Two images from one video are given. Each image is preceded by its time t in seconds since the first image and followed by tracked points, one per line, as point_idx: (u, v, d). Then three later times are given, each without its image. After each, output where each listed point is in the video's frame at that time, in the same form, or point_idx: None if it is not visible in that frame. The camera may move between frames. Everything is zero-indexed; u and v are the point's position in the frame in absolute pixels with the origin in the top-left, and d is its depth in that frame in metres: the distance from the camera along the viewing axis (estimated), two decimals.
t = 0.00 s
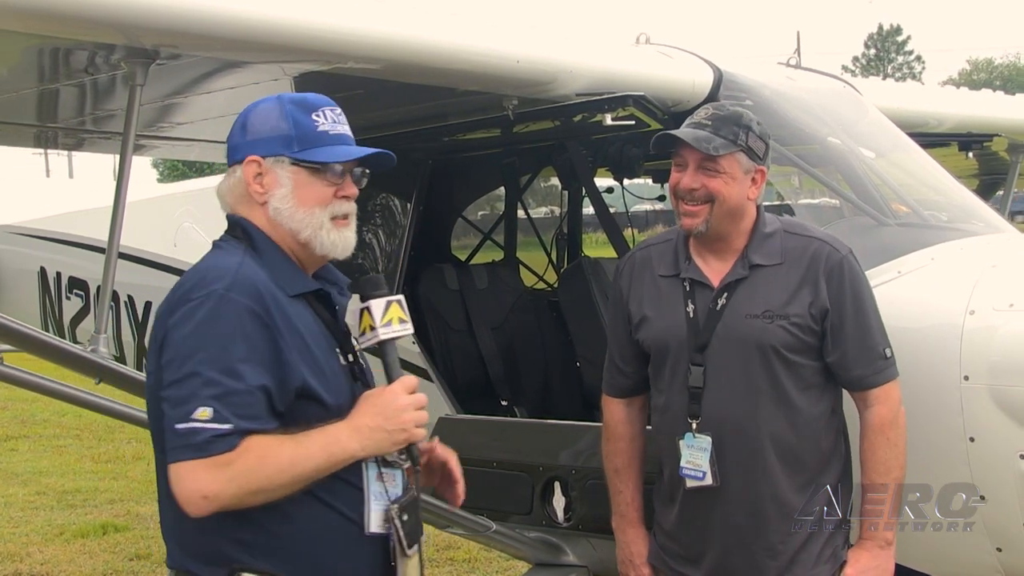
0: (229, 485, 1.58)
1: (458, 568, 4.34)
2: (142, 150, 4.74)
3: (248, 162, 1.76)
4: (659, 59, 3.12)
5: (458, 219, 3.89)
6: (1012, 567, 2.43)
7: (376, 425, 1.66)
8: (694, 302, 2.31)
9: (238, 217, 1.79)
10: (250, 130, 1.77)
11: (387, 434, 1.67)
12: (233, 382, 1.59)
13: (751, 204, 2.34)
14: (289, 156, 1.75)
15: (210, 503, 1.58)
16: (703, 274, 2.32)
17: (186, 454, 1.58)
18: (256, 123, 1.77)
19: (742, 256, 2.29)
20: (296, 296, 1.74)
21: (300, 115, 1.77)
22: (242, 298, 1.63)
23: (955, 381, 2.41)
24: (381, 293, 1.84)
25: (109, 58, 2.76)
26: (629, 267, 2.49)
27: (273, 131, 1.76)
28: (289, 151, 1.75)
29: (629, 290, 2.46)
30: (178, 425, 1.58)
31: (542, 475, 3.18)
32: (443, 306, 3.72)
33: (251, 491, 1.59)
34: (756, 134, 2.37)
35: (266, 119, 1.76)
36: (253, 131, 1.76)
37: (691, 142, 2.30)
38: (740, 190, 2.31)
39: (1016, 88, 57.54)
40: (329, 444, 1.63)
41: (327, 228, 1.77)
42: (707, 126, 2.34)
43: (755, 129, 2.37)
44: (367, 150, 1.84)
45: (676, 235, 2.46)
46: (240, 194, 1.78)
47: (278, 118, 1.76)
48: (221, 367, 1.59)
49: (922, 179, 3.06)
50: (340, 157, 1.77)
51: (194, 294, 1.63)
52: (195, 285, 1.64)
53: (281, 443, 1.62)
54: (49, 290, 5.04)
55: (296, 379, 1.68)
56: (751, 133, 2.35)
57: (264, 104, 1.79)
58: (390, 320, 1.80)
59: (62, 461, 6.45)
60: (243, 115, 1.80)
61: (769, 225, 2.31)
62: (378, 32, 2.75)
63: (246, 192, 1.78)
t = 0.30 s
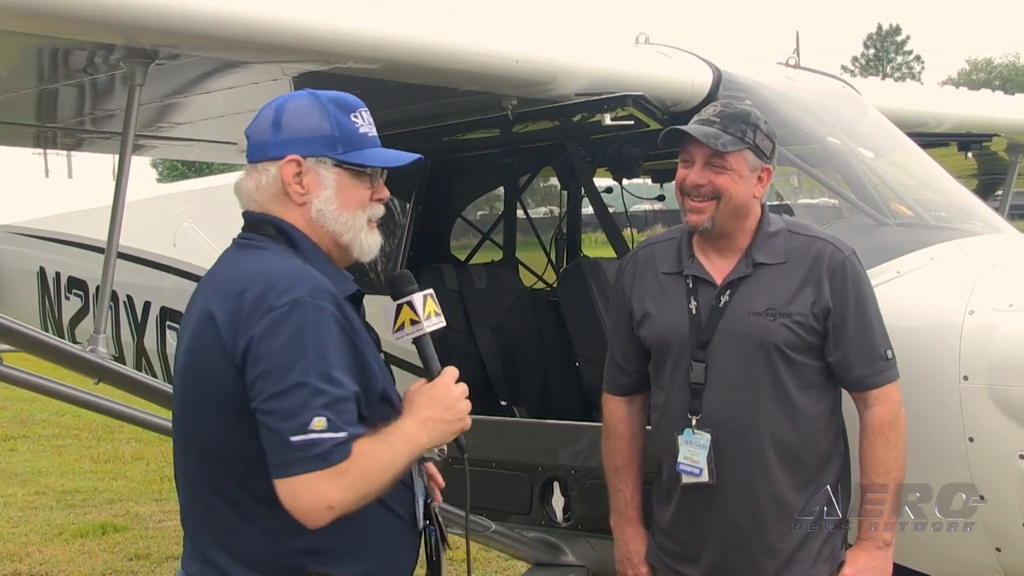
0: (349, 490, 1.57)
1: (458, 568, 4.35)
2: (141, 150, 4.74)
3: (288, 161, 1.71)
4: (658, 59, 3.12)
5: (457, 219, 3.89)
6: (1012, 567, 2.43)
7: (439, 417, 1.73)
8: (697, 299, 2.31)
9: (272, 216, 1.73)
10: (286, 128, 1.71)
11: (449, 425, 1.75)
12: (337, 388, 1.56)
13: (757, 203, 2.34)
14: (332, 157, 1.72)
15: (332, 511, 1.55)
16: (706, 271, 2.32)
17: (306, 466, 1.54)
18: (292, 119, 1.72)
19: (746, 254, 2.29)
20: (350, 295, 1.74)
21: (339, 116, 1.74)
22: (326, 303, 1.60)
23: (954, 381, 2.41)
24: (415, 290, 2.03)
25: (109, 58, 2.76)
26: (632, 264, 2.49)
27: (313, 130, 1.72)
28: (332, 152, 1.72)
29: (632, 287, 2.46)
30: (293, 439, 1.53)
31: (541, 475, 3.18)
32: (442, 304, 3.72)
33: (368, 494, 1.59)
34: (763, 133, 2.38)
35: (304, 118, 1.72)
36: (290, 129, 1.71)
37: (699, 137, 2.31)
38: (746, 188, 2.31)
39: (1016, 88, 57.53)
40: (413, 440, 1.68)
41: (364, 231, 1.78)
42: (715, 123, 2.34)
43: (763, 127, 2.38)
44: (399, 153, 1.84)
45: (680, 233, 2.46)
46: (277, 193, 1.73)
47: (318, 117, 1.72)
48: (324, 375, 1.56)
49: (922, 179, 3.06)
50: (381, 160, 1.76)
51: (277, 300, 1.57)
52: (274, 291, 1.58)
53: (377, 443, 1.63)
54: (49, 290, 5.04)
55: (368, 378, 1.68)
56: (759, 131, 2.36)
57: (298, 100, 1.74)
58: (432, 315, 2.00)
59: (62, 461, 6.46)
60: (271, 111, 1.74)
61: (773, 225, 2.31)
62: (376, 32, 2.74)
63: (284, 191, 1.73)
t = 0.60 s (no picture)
0: (413, 496, 1.62)
1: (458, 568, 4.35)
2: (141, 150, 4.73)
3: (319, 164, 1.68)
4: (658, 59, 3.12)
5: (457, 219, 3.89)
6: (1011, 567, 2.43)
7: (455, 412, 1.81)
8: (697, 296, 2.31)
9: (297, 220, 1.70)
10: (313, 128, 1.68)
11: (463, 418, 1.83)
12: (395, 396, 1.60)
13: (758, 200, 2.34)
14: (360, 160, 1.71)
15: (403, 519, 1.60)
16: (706, 267, 2.32)
17: (379, 476, 1.56)
18: (320, 120, 1.69)
19: (746, 251, 2.29)
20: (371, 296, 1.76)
21: (363, 118, 1.73)
22: (373, 310, 1.62)
23: (954, 381, 2.41)
24: (416, 288, 1.99)
25: (108, 58, 2.76)
26: (633, 262, 2.49)
27: (342, 132, 1.70)
28: (360, 155, 1.71)
29: (633, 284, 2.46)
30: (364, 450, 1.55)
31: (541, 475, 3.18)
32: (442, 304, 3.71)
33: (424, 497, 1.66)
34: (764, 130, 2.38)
35: (331, 119, 1.70)
36: (318, 130, 1.68)
37: (701, 132, 2.31)
38: (747, 184, 2.31)
39: (1016, 88, 57.51)
40: (442, 437, 1.75)
41: (380, 232, 1.79)
42: (717, 118, 2.33)
43: (763, 125, 2.38)
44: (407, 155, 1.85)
45: (680, 231, 2.46)
46: (305, 195, 1.69)
47: (345, 119, 1.71)
48: (383, 385, 1.58)
49: (922, 179, 3.06)
50: (399, 164, 1.77)
51: (331, 310, 1.57)
52: (325, 302, 1.58)
53: (422, 447, 1.70)
54: (48, 290, 5.04)
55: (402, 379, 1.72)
56: (760, 128, 2.36)
57: (322, 100, 1.71)
58: (436, 312, 2.00)
59: (61, 461, 6.46)
60: (293, 109, 1.70)
61: (773, 223, 2.31)
62: (375, 32, 2.74)
63: (312, 193, 1.70)
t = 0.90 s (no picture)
0: (394, 495, 1.62)
1: (458, 568, 4.35)
2: (141, 149, 4.73)
3: (314, 170, 1.69)
4: (659, 59, 3.12)
5: (457, 219, 3.89)
6: (1011, 567, 2.43)
7: (443, 412, 1.81)
8: (695, 296, 2.31)
9: (292, 226, 1.70)
10: (305, 135, 1.68)
11: (451, 418, 1.83)
12: (376, 397, 1.60)
13: (755, 199, 2.34)
14: (348, 159, 1.72)
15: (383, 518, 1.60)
16: (706, 268, 2.32)
17: (360, 477, 1.56)
18: (309, 125, 1.68)
19: (745, 251, 2.29)
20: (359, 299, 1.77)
21: (345, 117, 1.74)
22: (355, 312, 1.62)
23: (954, 380, 2.41)
24: (417, 286, 2.04)
25: (108, 58, 2.76)
26: (632, 262, 2.49)
27: (331, 134, 1.70)
28: (348, 154, 1.72)
29: (632, 284, 2.46)
30: (344, 452, 1.55)
31: (541, 475, 3.18)
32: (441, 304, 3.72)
33: (406, 497, 1.66)
34: (759, 130, 2.38)
35: (319, 123, 1.69)
36: (310, 135, 1.68)
37: (695, 133, 2.31)
38: (743, 184, 2.31)
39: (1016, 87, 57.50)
40: (428, 436, 1.75)
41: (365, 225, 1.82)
42: (711, 120, 2.34)
43: (759, 124, 2.38)
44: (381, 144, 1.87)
45: (679, 231, 2.46)
46: (300, 200, 1.70)
47: (332, 121, 1.71)
48: (365, 386, 1.58)
49: (922, 179, 3.06)
50: (380, 157, 1.80)
51: (312, 313, 1.57)
52: (307, 304, 1.58)
53: (406, 446, 1.69)
54: (48, 290, 5.03)
55: (389, 381, 1.72)
56: (755, 127, 2.36)
57: (306, 103, 1.71)
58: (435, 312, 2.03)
59: (61, 461, 6.46)
60: (280, 117, 1.68)
61: (771, 223, 2.31)
62: (376, 32, 2.74)
63: (307, 198, 1.70)
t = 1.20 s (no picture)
0: (370, 474, 1.63)
1: (457, 568, 4.35)
2: (141, 148, 4.73)
3: (291, 163, 1.71)
4: (659, 59, 3.12)
5: (457, 219, 3.89)
6: (1011, 566, 2.43)
7: (429, 397, 1.80)
8: (695, 295, 2.31)
9: (270, 217, 1.73)
10: (286, 130, 1.71)
11: (438, 403, 1.82)
12: (351, 378, 1.61)
13: (754, 199, 2.33)
14: (332, 159, 1.74)
15: (358, 499, 1.61)
16: (705, 267, 2.32)
17: (332, 456, 1.57)
18: (291, 121, 1.71)
19: (744, 250, 2.29)
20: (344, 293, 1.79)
21: (334, 119, 1.76)
22: (332, 297, 1.64)
23: (954, 379, 2.41)
24: (393, 278, 2.08)
25: (108, 57, 2.76)
26: (632, 262, 2.49)
27: (313, 131, 1.72)
28: (332, 154, 1.73)
29: (632, 284, 2.46)
30: (318, 431, 1.56)
31: (541, 474, 3.17)
32: (440, 304, 3.69)
33: (384, 478, 1.65)
34: (759, 129, 2.38)
35: (302, 120, 1.72)
36: (291, 131, 1.71)
37: (694, 133, 2.31)
38: (741, 183, 2.31)
39: (1016, 87, 57.49)
40: (411, 421, 1.74)
41: (353, 230, 1.82)
42: (710, 119, 2.34)
43: (758, 123, 2.38)
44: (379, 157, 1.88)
45: (680, 231, 2.46)
46: (279, 194, 1.72)
47: (316, 120, 1.73)
48: (339, 367, 1.60)
49: (922, 178, 3.06)
50: (370, 163, 1.80)
51: (287, 297, 1.59)
52: (281, 288, 1.60)
53: (386, 430, 1.69)
54: (48, 290, 5.03)
55: (372, 367, 1.74)
56: (755, 126, 2.36)
57: (294, 102, 1.74)
58: (410, 301, 2.04)
59: (61, 460, 6.46)
60: (265, 112, 1.72)
61: (772, 221, 2.30)
62: (377, 32, 2.74)
63: (286, 193, 1.72)
